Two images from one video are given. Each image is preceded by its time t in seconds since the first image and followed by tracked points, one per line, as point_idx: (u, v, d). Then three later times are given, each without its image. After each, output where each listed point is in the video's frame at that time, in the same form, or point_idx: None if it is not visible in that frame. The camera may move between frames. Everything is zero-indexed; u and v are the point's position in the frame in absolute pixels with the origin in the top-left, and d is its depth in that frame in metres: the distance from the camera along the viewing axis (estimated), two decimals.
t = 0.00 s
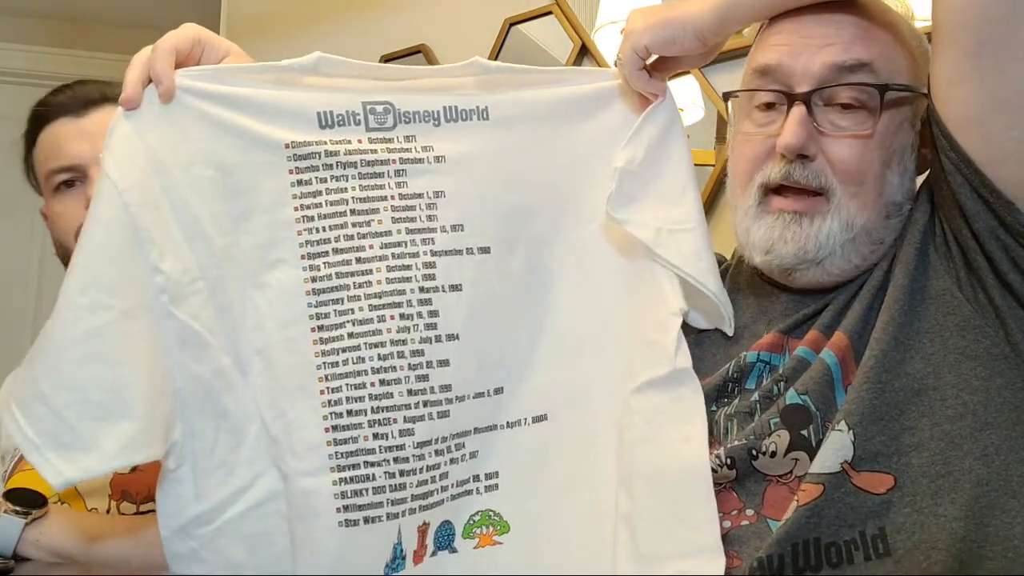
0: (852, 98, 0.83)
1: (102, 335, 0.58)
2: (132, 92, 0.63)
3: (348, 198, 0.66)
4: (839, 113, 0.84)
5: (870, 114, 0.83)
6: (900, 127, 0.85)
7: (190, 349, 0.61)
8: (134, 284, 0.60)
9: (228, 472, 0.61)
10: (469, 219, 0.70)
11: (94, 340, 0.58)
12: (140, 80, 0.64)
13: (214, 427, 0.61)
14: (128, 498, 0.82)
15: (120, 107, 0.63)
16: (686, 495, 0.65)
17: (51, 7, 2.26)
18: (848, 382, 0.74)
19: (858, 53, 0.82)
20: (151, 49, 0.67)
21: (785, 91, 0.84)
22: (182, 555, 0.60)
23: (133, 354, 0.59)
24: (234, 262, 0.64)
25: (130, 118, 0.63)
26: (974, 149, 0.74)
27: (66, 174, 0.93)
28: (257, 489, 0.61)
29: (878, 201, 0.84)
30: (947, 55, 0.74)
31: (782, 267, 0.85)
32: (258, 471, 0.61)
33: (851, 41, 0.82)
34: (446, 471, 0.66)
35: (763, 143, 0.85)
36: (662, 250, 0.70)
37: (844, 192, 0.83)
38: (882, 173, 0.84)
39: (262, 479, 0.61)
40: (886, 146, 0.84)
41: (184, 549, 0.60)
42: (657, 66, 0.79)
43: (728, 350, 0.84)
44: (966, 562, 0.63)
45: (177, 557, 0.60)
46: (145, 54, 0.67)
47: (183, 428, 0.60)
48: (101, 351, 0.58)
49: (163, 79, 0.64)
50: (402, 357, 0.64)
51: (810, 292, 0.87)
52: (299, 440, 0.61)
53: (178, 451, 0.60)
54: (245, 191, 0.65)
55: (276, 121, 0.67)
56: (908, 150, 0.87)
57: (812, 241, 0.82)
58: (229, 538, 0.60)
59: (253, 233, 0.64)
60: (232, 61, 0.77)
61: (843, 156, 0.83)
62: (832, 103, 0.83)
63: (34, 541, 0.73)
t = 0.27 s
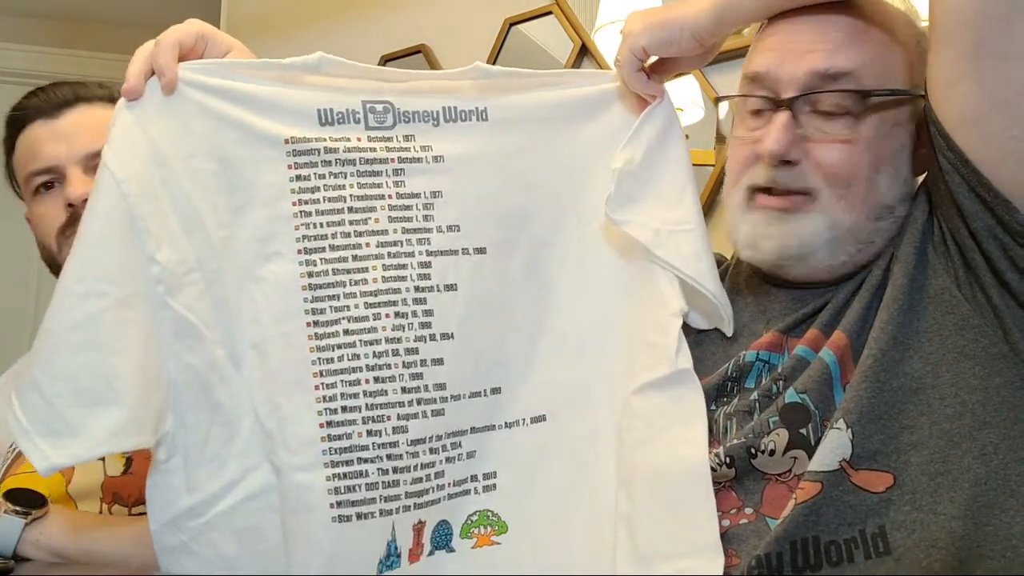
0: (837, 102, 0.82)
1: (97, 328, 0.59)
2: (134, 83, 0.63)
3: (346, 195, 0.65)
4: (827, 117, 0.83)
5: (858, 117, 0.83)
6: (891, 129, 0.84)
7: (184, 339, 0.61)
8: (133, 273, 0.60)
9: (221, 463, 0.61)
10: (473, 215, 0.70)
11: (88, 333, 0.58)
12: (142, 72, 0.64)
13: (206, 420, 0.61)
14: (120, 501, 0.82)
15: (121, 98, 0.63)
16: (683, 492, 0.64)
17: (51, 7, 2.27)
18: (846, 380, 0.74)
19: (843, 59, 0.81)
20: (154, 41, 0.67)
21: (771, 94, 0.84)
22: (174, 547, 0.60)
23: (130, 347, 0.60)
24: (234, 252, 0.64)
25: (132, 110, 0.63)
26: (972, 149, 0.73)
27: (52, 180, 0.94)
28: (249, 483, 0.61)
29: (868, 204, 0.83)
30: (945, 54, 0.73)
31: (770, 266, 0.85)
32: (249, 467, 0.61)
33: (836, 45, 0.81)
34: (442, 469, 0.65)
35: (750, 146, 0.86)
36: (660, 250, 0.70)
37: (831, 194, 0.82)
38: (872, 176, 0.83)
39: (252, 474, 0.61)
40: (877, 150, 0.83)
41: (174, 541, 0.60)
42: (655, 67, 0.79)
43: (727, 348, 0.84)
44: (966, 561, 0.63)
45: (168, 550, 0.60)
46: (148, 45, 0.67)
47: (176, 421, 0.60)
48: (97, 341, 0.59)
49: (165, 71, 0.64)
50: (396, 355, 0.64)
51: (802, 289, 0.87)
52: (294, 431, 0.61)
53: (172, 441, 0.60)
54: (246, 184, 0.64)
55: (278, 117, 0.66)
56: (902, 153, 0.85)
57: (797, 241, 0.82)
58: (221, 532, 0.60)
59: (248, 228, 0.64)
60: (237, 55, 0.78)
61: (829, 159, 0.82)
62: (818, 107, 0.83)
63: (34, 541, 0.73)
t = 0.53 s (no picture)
0: (781, 116, 0.84)
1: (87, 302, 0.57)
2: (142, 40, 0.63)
3: (345, 172, 0.66)
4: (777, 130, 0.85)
5: (799, 129, 0.84)
6: (844, 139, 0.84)
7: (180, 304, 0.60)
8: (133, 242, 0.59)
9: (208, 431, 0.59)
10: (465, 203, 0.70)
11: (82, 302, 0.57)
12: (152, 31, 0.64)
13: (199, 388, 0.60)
14: (119, 503, 0.82)
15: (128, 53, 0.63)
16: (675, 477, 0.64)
17: (47, 7, 2.27)
18: (842, 370, 0.74)
19: (784, 74, 0.83)
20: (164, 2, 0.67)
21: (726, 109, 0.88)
22: (159, 515, 0.58)
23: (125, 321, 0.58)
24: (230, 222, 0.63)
25: (138, 64, 0.63)
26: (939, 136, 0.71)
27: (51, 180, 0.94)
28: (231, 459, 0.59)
29: (819, 214, 0.85)
30: (907, 44, 0.71)
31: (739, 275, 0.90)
32: (242, 437, 0.60)
33: (780, 58, 0.83)
34: (434, 452, 0.65)
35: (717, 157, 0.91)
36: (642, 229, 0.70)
37: (779, 205, 0.86)
38: (818, 189, 0.85)
39: (245, 444, 0.60)
40: (824, 160, 0.84)
41: (160, 508, 0.58)
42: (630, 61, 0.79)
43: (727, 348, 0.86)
44: (963, 551, 0.63)
45: (155, 517, 0.58)
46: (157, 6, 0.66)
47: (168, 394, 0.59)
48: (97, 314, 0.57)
49: (174, 31, 0.63)
50: (389, 335, 0.65)
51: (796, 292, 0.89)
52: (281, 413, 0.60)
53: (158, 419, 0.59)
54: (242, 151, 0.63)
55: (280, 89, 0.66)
56: (862, 159, 0.84)
57: (753, 252, 0.86)
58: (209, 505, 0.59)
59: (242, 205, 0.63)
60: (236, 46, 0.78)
61: (773, 173, 0.85)
62: (767, 120, 0.85)
63: (34, 541, 0.73)
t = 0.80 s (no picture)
0: (769, 117, 0.85)
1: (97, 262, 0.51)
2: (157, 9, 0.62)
3: (342, 164, 0.65)
4: (766, 131, 0.86)
5: (787, 130, 0.84)
6: (832, 137, 0.84)
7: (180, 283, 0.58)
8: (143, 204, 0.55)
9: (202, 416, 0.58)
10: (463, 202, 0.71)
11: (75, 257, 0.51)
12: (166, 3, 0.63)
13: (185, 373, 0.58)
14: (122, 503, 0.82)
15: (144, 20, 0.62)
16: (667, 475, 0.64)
17: (48, 6, 2.27)
18: (836, 369, 0.75)
19: (769, 77, 0.83)
20: None
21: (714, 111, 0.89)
22: (135, 495, 0.56)
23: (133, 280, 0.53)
24: (226, 209, 0.62)
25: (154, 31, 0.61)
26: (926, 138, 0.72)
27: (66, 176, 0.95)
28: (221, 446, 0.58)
29: (810, 213, 0.86)
30: (884, 50, 0.72)
31: (735, 275, 0.90)
32: (217, 421, 0.59)
33: (765, 60, 0.84)
34: (420, 447, 0.65)
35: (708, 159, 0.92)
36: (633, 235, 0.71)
37: (770, 205, 0.87)
38: (810, 186, 0.85)
39: (219, 430, 0.59)
40: (813, 160, 0.84)
41: (136, 489, 0.56)
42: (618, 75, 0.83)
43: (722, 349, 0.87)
44: (957, 550, 0.63)
45: (131, 497, 0.55)
46: None
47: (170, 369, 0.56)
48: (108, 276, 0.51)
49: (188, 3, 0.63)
50: (374, 328, 0.64)
51: (789, 292, 0.89)
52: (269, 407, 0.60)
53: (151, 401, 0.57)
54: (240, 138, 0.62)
55: (284, 75, 0.66)
56: (852, 157, 0.85)
57: (747, 252, 0.87)
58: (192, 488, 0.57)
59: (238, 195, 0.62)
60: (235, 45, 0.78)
61: (762, 174, 0.86)
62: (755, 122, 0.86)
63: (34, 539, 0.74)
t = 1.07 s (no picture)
0: (765, 118, 0.85)
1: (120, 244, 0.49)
2: None
3: (344, 156, 0.65)
4: (762, 132, 0.86)
5: (783, 131, 0.84)
6: (828, 138, 0.84)
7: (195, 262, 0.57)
8: (171, 186, 0.53)
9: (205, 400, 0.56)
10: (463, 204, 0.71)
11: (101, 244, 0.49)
12: None
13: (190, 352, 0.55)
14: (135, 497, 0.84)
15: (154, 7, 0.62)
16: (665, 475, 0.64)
17: (50, 6, 2.28)
18: (834, 370, 0.75)
19: (765, 78, 0.83)
20: None
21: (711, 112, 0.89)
22: (130, 476, 0.53)
23: (164, 265, 0.51)
24: (233, 189, 0.60)
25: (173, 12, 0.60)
26: (920, 140, 0.72)
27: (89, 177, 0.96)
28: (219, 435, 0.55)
29: (804, 214, 0.86)
30: (878, 52, 0.72)
31: (731, 274, 0.91)
32: (221, 407, 0.56)
33: (762, 61, 0.84)
34: (415, 442, 0.63)
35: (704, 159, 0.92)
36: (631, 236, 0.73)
37: (766, 206, 0.87)
38: (805, 188, 0.85)
39: (221, 415, 0.56)
40: (809, 161, 0.84)
41: (131, 470, 0.53)
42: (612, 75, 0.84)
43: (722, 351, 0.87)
44: (957, 551, 0.62)
45: (127, 478, 0.53)
46: None
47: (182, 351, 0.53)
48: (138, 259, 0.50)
49: None
50: (370, 321, 0.63)
51: (788, 292, 0.89)
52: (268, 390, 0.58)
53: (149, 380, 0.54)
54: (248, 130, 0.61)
55: (292, 65, 0.65)
56: (846, 158, 0.85)
57: (743, 251, 0.87)
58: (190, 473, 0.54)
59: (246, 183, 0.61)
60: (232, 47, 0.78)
61: (757, 175, 0.86)
62: (751, 123, 0.86)
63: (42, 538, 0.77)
